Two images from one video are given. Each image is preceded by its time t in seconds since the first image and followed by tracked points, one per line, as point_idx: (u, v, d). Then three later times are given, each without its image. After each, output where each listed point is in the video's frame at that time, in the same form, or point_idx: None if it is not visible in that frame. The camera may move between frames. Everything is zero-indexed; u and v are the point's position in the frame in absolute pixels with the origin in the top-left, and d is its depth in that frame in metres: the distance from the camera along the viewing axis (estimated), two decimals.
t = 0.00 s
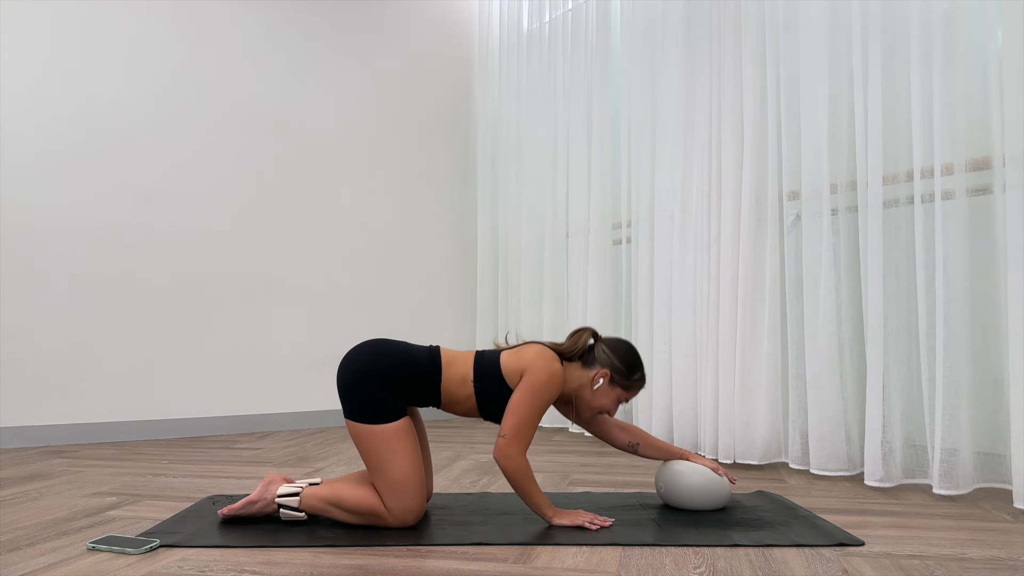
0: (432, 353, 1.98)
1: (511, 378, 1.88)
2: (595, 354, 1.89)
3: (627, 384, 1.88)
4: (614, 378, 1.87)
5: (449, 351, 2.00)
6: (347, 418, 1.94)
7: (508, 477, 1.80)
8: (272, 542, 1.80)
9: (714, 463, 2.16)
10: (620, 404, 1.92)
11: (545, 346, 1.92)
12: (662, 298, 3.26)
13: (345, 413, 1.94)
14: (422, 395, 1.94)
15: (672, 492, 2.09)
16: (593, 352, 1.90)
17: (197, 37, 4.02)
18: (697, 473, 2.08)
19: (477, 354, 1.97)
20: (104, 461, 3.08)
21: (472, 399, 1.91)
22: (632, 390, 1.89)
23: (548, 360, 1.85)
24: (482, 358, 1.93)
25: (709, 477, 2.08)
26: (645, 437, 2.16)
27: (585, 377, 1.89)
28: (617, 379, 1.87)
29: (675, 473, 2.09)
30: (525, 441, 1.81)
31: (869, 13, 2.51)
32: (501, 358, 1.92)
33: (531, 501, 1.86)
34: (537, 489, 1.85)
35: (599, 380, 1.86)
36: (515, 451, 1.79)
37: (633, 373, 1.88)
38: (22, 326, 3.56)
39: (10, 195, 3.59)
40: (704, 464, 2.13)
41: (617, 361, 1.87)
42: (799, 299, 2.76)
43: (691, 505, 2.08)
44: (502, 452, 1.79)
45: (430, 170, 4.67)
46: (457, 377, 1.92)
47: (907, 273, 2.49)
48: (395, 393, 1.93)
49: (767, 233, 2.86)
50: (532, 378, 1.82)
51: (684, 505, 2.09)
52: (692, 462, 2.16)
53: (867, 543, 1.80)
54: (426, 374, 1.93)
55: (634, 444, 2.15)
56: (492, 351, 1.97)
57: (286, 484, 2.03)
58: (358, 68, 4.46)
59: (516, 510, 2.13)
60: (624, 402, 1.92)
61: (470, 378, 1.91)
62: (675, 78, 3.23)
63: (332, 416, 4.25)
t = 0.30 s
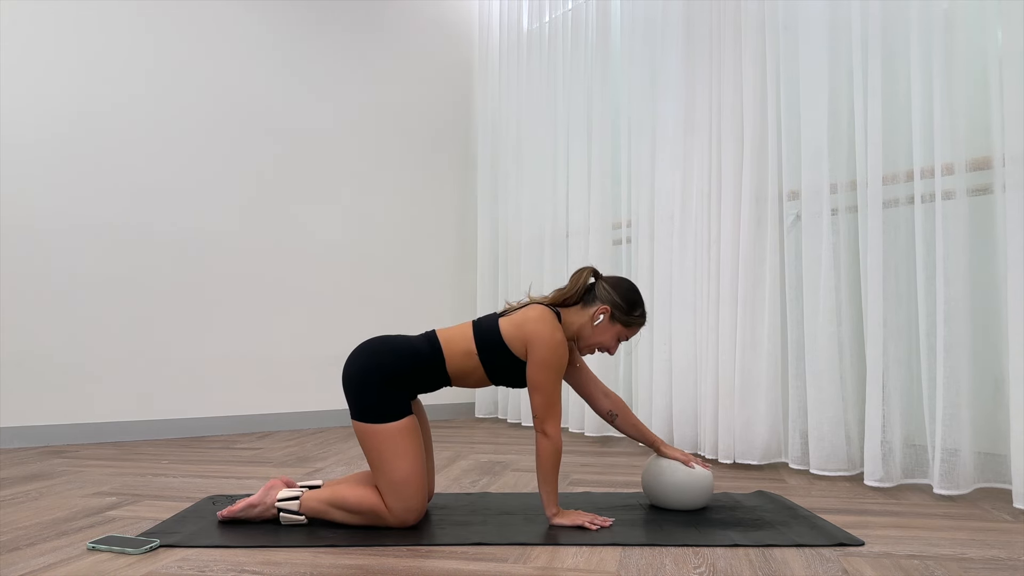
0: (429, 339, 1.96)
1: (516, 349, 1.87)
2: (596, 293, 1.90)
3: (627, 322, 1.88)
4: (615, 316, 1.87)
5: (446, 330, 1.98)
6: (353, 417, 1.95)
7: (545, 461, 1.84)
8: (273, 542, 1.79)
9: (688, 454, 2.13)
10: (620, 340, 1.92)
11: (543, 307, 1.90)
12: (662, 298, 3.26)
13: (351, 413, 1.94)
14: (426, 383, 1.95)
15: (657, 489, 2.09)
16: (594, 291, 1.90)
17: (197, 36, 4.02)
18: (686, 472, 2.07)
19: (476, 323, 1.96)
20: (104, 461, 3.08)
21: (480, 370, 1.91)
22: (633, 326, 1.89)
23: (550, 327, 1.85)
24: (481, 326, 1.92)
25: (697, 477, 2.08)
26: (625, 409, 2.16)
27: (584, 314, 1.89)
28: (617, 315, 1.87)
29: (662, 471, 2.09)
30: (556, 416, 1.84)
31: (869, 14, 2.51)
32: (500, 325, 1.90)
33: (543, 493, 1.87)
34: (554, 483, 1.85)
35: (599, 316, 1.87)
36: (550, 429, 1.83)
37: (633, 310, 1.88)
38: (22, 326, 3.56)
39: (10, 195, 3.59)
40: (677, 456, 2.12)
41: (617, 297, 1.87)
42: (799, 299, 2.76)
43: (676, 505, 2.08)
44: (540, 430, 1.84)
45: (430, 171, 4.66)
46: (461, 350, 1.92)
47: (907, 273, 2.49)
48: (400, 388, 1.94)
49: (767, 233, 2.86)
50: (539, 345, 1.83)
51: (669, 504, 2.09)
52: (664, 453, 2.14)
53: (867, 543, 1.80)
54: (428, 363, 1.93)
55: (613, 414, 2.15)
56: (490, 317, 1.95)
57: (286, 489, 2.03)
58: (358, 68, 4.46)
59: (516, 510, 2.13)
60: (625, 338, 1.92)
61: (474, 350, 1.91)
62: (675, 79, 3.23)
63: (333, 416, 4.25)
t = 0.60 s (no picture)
0: (427, 338, 1.96)
1: (516, 349, 1.87)
2: (598, 289, 1.91)
3: (626, 321, 1.88)
4: (614, 314, 1.88)
5: (443, 329, 1.98)
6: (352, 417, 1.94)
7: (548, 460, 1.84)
8: (273, 542, 1.80)
9: (667, 450, 2.15)
10: (617, 339, 1.93)
11: (542, 306, 1.89)
12: (662, 298, 3.26)
13: (350, 413, 1.94)
14: (425, 383, 1.95)
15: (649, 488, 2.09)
16: (596, 288, 1.91)
17: (197, 36, 4.02)
18: (681, 472, 2.08)
19: (474, 320, 1.95)
20: (104, 461, 3.08)
21: (479, 368, 1.91)
22: (631, 326, 1.89)
23: (550, 328, 1.85)
24: (480, 324, 1.91)
25: (691, 478, 2.08)
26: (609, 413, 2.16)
27: (584, 311, 1.90)
28: (616, 313, 1.87)
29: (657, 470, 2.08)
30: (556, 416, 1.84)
31: (869, 13, 2.51)
32: (499, 324, 1.90)
33: (541, 493, 1.87)
34: (554, 483, 1.85)
35: (598, 314, 1.87)
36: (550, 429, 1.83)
37: (632, 310, 1.88)
38: (22, 327, 3.57)
39: (10, 195, 3.59)
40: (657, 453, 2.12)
41: (618, 296, 1.88)
42: (799, 299, 2.76)
43: (667, 504, 2.09)
44: (539, 431, 1.84)
45: (430, 171, 4.66)
46: (460, 348, 1.91)
47: (907, 272, 2.49)
48: (399, 389, 1.94)
49: (767, 233, 2.86)
50: (538, 345, 1.83)
51: (659, 504, 2.09)
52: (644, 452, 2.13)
53: (867, 543, 1.80)
54: (427, 362, 1.93)
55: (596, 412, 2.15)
56: (488, 314, 1.95)
57: (286, 489, 2.03)
58: (358, 68, 4.46)
59: (516, 510, 2.13)
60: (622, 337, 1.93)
61: (472, 348, 1.90)
62: (675, 78, 3.23)
63: (333, 416, 4.25)
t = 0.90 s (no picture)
0: (429, 337, 1.97)
1: (517, 348, 1.87)
2: (604, 297, 1.89)
3: (629, 331, 1.86)
4: (617, 323, 1.86)
5: (446, 329, 1.99)
6: (354, 417, 1.94)
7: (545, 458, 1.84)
8: (273, 542, 1.80)
9: (684, 452, 2.15)
10: (619, 348, 1.91)
11: (545, 306, 1.90)
12: (662, 298, 3.26)
13: (352, 413, 1.94)
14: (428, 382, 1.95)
15: (656, 486, 2.09)
16: (603, 296, 1.89)
17: (197, 36, 4.02)
18: (695, 474, 2.08)
19: (477, 320, 1.96)
20: (104, 461, 3.08)
21: (481, 369, 1.91)
22: (634, 337, 1.87)
23: (552, 328, 1.84)
24: (483, 324, 1.91)
25: (703, 482, 2.09)
26: (624, 416, 2.16)
27: (588, 318, 1.89)
28: (619, 322, 1.86)
29: (670, 468, 2.08)
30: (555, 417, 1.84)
31: (869, 13, 2.51)
32: (501, 323, 1.90)
33: (541, 493, 1.87)
34: (554, 483, 1.85)
35: (601, 320, 1.86)
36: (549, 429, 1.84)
37: (637, 321, 1.86)
38: (22, 327, 3.56)
39: (10, 195, 3.59)
40: (674, 454, 2.12)
41: (624, 305, 1.86)
42: (799, 299, 2.76)
43: (671, 504, 2.08)
44: (539, 431, 1.84)
45: (430, 171, 4.66)
46: (462, 347, 1.92)
47: (907, 272, 2.50)
48: (402, 388, 1.94)
49: (767, 233, 2.86)
50: (540, 346, 1.83)
51: (666, 503, 2.09)
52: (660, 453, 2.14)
53: (867, 543, 1.80)
54: (429, 361, 1.93)
55: (610, 415, 2.14)
56: (490, 315, 1.95)
57: (286, 489, 2.03)
58: (358, 68, 4.46)
59: (516, 510, 2.13)
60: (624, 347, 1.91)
61: (475, 348, 1.90)
62: (675, 79, 3.23)
63: (332, 416, 4.25)
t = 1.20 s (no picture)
0: (439, 348, 1.96)
1: (523, 369, 1.87)
2: (616, 360, 1.88)
3: (630, 401, 1.86)
4: (621, 389, 1.86)
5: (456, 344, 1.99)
6: (353, 416, 1.93)
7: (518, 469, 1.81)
8: (273, 542, 1.79)
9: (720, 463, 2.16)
10: (615, 412, 1.91)
11: (559, 337, 1.92)
12: (662, 298, 3.26)
13: (353, 412, 1.94)
14: (430, 389, 1.94)
15: (670, 481, 2.11)
16: (614, 358, 1.88)
17: (197, 37, 4.02)
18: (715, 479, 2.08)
19: (489, 343, 1.96)
20: (104, 461, 3.08)
21: (483, 392, 1.90)
22: (634, 407, 1.88)
23: (561, 353, 1.86)
24: (496, 348, 1.92)
25: (720, 491, 2.09)
26: (654, 432, 2.11)
27: (595, 377, 1.88)
28: (624, 390, 1.86)
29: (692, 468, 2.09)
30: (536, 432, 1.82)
31: (869, 13, 2.51)
32: (512, 347, 1.92)
33: (534, 498, 1.87)
34: (542, 490, 1.85)
35: (606, 383, 1.85)
36: (524, 442, 1.80)
37: (641, 392, 1.86)
38: (22, 327, 3.56)
39: (10, 195, 3.59)
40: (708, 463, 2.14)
41: (633, 375, 1.85)
42: (799, 299, 2.76)
43: (682, 501, 2.10)
44: (515, 441, 1.80)
45: (429, 171, 4.66)
46: (469, 369, 1.91)
47: (907, 272, 2.50)
48: (404, 390, 1.93)
49: (767, 233, 2.86)
50: (547, 369, 1.83)
51: (682, 500, 2.10)
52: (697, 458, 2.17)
53: (867, 543, 1.80)
54: (434, 371, 1.92)
55: (641, 440, 2.10)
56: (502, 341, 1.96)
57: (287, 489, 2.03)
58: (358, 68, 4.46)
59: (516, 510, 2.13)
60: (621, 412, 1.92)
61: (481, 370, 1.90)
62: (675, 78, 3.23)
63: (333, 416, 4.25)
